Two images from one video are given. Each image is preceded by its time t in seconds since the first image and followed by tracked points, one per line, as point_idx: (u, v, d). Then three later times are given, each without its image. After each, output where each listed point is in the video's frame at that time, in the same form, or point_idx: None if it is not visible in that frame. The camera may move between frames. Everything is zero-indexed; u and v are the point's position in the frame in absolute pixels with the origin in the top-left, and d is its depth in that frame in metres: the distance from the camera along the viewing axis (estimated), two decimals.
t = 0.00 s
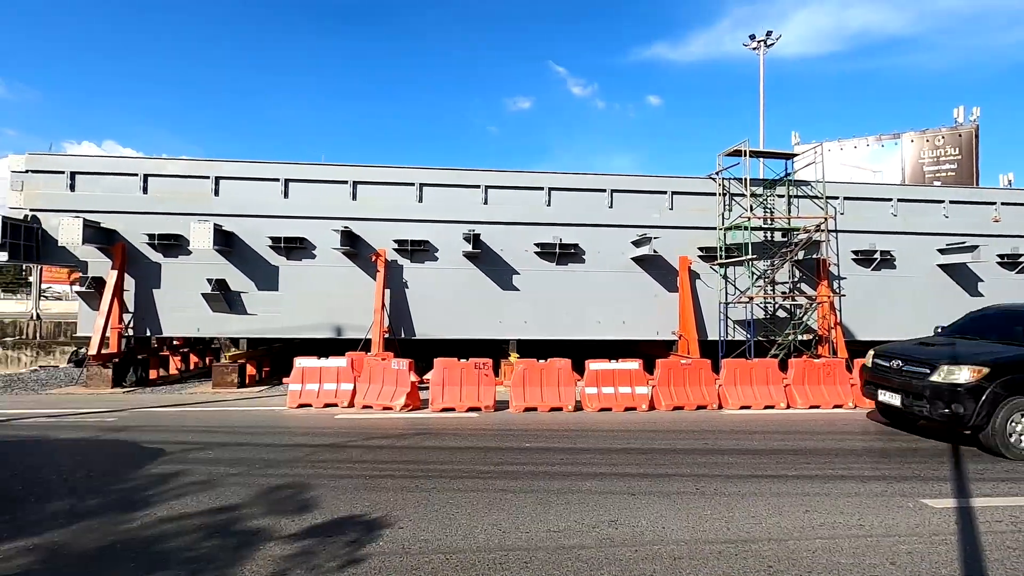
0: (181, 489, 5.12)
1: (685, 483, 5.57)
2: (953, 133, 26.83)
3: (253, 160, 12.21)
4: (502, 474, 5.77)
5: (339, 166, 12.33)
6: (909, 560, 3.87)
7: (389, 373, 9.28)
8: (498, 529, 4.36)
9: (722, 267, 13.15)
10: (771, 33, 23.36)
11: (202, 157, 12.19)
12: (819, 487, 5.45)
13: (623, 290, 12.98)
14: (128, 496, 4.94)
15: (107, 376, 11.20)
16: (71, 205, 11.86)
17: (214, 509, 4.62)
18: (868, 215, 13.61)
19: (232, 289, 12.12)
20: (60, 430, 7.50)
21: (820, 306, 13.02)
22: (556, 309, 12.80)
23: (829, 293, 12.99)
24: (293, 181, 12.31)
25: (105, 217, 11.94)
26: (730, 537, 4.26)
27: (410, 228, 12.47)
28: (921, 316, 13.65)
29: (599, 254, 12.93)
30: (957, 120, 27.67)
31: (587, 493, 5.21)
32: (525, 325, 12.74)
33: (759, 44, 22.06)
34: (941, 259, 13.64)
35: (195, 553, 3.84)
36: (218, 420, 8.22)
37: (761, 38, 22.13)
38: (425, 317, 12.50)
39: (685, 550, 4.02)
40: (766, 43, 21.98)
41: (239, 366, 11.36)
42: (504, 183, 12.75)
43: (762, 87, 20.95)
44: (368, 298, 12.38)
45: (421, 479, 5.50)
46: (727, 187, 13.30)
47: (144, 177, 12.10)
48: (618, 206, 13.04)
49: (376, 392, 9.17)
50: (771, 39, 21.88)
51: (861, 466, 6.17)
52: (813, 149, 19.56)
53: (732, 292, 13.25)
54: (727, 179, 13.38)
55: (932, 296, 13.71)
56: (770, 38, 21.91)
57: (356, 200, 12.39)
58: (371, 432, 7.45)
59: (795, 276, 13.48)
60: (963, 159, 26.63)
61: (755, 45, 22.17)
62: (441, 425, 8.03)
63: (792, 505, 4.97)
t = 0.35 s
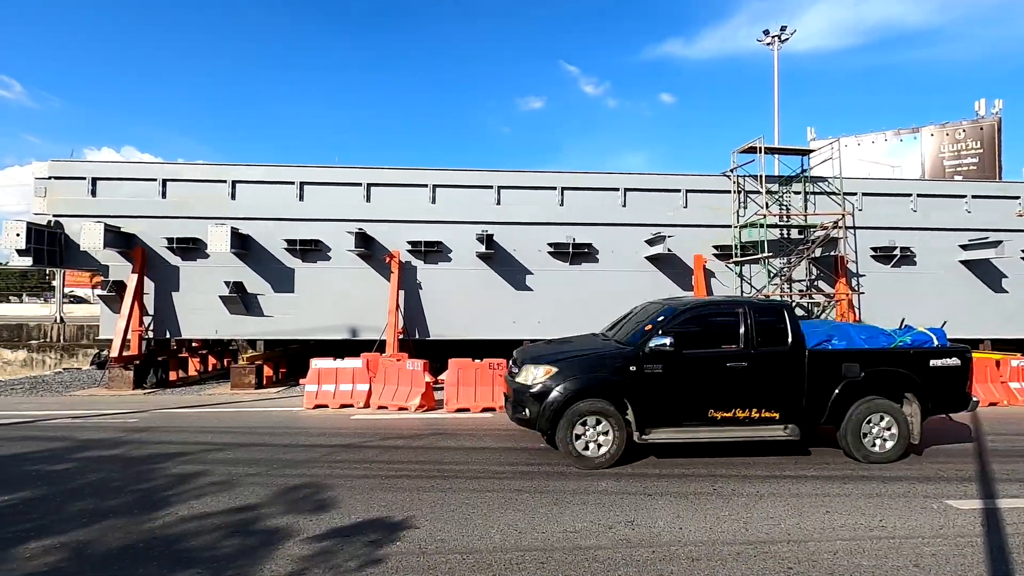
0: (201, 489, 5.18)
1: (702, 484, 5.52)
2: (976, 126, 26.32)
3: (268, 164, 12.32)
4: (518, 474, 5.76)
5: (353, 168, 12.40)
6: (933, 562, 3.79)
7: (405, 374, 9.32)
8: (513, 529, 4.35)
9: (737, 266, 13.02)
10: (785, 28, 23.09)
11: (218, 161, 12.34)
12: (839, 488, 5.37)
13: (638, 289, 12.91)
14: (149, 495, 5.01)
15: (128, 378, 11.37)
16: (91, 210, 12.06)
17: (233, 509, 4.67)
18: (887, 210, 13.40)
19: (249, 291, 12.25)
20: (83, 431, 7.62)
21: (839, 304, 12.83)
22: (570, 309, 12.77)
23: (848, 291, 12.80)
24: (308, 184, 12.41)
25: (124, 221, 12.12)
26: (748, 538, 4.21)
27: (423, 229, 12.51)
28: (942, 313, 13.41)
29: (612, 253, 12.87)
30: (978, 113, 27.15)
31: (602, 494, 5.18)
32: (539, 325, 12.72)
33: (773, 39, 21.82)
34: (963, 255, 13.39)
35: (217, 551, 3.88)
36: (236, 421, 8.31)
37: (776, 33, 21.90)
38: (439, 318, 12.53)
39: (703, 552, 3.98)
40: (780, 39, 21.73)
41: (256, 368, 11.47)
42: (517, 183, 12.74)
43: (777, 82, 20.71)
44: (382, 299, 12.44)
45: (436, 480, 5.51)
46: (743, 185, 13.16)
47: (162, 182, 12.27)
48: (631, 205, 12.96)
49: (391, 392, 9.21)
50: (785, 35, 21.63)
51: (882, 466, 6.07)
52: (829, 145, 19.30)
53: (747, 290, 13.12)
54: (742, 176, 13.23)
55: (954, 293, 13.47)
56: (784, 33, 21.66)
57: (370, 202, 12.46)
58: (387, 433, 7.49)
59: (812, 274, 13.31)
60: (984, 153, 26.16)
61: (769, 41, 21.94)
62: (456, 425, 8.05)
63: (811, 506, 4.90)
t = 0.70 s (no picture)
0: (218, 490, 5.22)
1: (717, 487, 5.46)
2: (996, 123, 25.71)
3: (283, 169, 12.45)
4: (532, 477, 5.73)
5: (367, 173, 12.48)
6: (957, 568, 3.71)
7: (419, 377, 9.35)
8: (526, 532, 4.33)
9: (752, 267, 12.89)
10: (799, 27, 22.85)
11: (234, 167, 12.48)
12: (859, 492, 5.28)
13: (651, 291, 12.83)
14: (167, 497, 5.06)
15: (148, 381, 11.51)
16: (111, 216, 12.25)
17: (250, 511, 4.70)
18: (906, 210, 13.20)
19: (265, 295, 12.36)
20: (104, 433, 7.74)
21: (857, 306, 12.64)
22: (583, 311, 12.73)
23: (866, 291, 12.61)
24: (322, 188, 12.51)
25: (143, 227, 12.30)
26: (765, 543, 4.15)
27: (437, 232, 12.54)
28: (964, 313, 13.16)
29: (625, 255, 12.81)
30: (999, 109, 26.65)
31: (617, 497, 5.14)
32: (553, 328, 12.69)
33: (787, 38, 21.61)
34: (985, 254, 13.14)
35: (234, 552, 3.91)
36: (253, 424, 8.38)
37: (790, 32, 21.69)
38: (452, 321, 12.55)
39: (720, 556, 3.93)
40: (795, 37, 21.50)
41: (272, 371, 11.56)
42: (530, 186, 12.73)
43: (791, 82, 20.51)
44: (395, 303, 12.49)
45: (450, 482, 5.51)
46: (757, 185, 13.03)
47: (180, 187, 12.44)
48: (645, 207, 12.90)
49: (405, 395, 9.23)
50: (799, 33, 21.41)
51: (902, 470, 5.96)
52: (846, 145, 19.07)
53: (763, 292, 12.97)
54: (757, 177, 13.11)
55: (976, 293, 13.21)
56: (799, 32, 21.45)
57: (383, 205, 12.53)
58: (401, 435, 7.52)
59: (830, 275, 13.13)
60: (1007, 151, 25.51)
61: (783, 40, 21.73)
62: (470, 428, 8.04)
63: (830, 510, 4.82)
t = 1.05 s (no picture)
0: (239, 488, 5.28)
1: (736, 490, 5.39)
2: None
3: (301, 170, 12.56)
4: (547, 477, 5.71)
5: (383, 174, 12.55)
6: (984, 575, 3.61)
7: (435, 376, 9.38)
8: (543, 533, 4.31)
9: (771, 267, 12.72)
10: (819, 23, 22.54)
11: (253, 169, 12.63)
12: (882, 496, 5.18)
13: (669, 291, 12.73)
14: (189, 494, 5.13)
15: (171, 379, 11.70)
16: (134, 218, 12.47)
17: (270, 509, 4.74)
18: (930, 208, 12.93)
19: (284, 295, 12.50)
20: (128, 431, 7.87)
21: (879, 306, 12.41)
22: (599, 311, 12.67)
23: (889, 291, 12.37)
24: (339, 189, 12.60)
25: (165, 228, 12.50)
26: (785, 546, 4.09)
27: (453, 232, 12.56)
28: (990, 314, 12.87)
29: (642, 255, 12.72)
30: None
31: (634, 499, 5.11)
32: (569, 328, 12.65)
33: (807, 35, 21.31)
34: (1013, 253, 12.83)
35: (255, 549, 3.95)
36: (272, 422, 8.47)
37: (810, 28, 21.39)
38: (469, 321, 12.58)
39: (739, 559, 3.87)
40: (814, 33, 21.20)
41: (291, 370, 11.62)
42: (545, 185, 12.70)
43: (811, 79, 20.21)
44: (412, 302, 12.54)
45: (466, 482, 5.51)
46: (776, 184, 12.85)
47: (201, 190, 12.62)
48: (661, 206, 12.80)
49: (422, 395, 9.27)
50: (819, 29, 21.11)
51: (926, 474, 5.84)
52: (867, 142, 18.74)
53: (782, 292, 12.80)
54: (776, 175, 12.93)
55: (1003, 293, 12.91)
56: (818, 28, 21.15)
57: (400, 206, 12.59)
58: (418, 434, 7.55)
59: (852, 275, 12.91)
60: None
61: (803, 36, 21.43)
62: (487, 428, 8.04)
63: (853, 514, 4.73)
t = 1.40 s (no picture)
0: (261, 487, 5.34)
1: (757, 491, 5.32)
2: None
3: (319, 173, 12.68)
4: (564, 478, 5.69)
5: (400, 175, 12.61)
6: None
7: (452, 377, 9.42)
8: (561, 533, 4.29)
9: (791, 266, 12.54)
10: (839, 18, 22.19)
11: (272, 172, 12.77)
12: (909, 499, 5.07)
13: (687, 291, 12.61)
14: (212, 493, 5.19)
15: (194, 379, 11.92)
16: (158, 221, 12.68)
17: (291, 508, 4.78)
18: (957, 204, 12.64)
19: (303, 296, 12.62)
20: (153, 430, 8.00)
21: (903, 305, 12.16)
22: (617, 311, 12.61)
23: (913, 290, 12.12)
24: (356, 191, 12.69)
25: (188, 231, 12.69)
26: (808, 549, 4.02)
27: (469, 233, 12.58)
28: (1019, 313, 12.55)
29: (659, 255, 12.62)
30: None
31: (652, 500, 5.07)
32: (586, 328, 12.60)
33: (827, 30, 20.99)
34: None
35: (277, 546, 3.98)
36: (292, 422, 8.54)
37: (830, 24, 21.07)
38: (485, 321, 12.59)
39: (761, 562, 3.82)
40: (834, 28, 20.86)
41: (310, 370, 11.77)
42: (562, 185, 12.66)
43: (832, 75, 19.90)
44: (429, 303, 12.59)
45: (483, 482, 5.50)
46: (796, 182, 12.67)
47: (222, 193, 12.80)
48: (679, 206, 12.68)
49: (439, 395, 9.30)
50: (840, 24, 20.77)
51: (953, 477, 5.70)
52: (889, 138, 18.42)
53: (803, 291, 12.61)
54: (796, 173, 12.74)
55: None
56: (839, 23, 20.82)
57: (417, 207, 12.64)
58: (436, 435, 7.56)
59: (875, 274, 12.68)
60: None
61: (823, 32, 21.11)
62: (504, 428, 8.04)
63: (878, 517, 4.64)
